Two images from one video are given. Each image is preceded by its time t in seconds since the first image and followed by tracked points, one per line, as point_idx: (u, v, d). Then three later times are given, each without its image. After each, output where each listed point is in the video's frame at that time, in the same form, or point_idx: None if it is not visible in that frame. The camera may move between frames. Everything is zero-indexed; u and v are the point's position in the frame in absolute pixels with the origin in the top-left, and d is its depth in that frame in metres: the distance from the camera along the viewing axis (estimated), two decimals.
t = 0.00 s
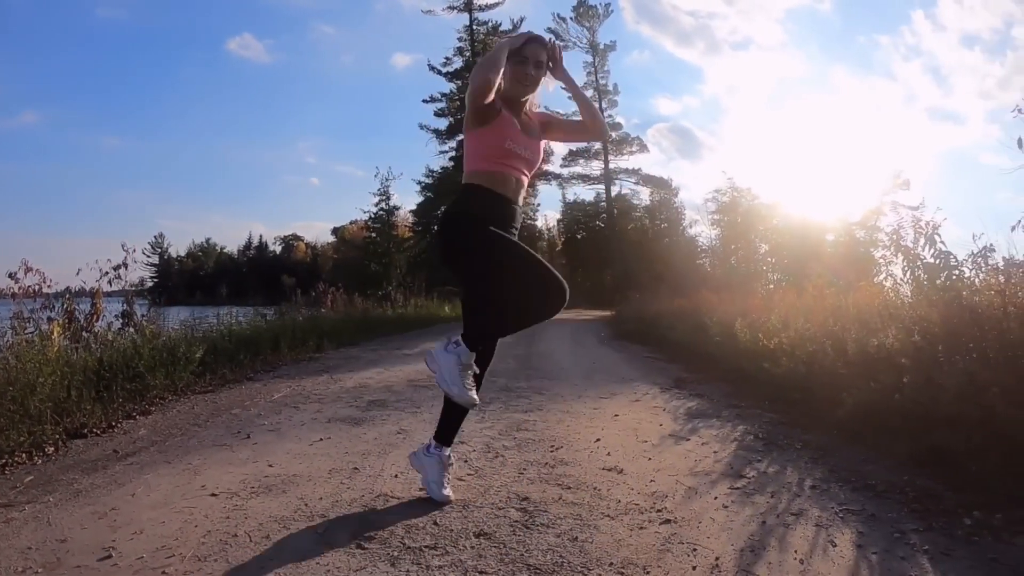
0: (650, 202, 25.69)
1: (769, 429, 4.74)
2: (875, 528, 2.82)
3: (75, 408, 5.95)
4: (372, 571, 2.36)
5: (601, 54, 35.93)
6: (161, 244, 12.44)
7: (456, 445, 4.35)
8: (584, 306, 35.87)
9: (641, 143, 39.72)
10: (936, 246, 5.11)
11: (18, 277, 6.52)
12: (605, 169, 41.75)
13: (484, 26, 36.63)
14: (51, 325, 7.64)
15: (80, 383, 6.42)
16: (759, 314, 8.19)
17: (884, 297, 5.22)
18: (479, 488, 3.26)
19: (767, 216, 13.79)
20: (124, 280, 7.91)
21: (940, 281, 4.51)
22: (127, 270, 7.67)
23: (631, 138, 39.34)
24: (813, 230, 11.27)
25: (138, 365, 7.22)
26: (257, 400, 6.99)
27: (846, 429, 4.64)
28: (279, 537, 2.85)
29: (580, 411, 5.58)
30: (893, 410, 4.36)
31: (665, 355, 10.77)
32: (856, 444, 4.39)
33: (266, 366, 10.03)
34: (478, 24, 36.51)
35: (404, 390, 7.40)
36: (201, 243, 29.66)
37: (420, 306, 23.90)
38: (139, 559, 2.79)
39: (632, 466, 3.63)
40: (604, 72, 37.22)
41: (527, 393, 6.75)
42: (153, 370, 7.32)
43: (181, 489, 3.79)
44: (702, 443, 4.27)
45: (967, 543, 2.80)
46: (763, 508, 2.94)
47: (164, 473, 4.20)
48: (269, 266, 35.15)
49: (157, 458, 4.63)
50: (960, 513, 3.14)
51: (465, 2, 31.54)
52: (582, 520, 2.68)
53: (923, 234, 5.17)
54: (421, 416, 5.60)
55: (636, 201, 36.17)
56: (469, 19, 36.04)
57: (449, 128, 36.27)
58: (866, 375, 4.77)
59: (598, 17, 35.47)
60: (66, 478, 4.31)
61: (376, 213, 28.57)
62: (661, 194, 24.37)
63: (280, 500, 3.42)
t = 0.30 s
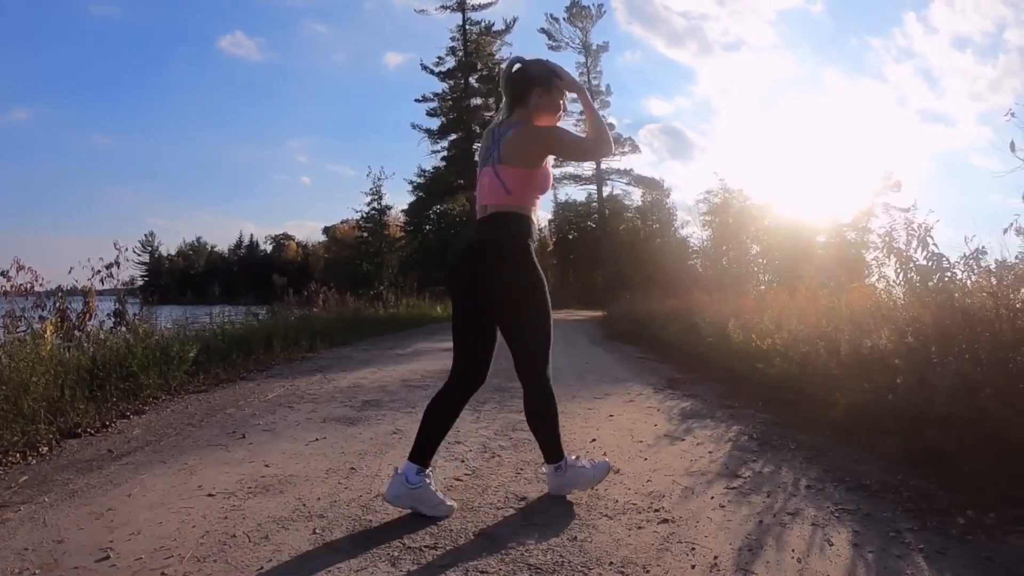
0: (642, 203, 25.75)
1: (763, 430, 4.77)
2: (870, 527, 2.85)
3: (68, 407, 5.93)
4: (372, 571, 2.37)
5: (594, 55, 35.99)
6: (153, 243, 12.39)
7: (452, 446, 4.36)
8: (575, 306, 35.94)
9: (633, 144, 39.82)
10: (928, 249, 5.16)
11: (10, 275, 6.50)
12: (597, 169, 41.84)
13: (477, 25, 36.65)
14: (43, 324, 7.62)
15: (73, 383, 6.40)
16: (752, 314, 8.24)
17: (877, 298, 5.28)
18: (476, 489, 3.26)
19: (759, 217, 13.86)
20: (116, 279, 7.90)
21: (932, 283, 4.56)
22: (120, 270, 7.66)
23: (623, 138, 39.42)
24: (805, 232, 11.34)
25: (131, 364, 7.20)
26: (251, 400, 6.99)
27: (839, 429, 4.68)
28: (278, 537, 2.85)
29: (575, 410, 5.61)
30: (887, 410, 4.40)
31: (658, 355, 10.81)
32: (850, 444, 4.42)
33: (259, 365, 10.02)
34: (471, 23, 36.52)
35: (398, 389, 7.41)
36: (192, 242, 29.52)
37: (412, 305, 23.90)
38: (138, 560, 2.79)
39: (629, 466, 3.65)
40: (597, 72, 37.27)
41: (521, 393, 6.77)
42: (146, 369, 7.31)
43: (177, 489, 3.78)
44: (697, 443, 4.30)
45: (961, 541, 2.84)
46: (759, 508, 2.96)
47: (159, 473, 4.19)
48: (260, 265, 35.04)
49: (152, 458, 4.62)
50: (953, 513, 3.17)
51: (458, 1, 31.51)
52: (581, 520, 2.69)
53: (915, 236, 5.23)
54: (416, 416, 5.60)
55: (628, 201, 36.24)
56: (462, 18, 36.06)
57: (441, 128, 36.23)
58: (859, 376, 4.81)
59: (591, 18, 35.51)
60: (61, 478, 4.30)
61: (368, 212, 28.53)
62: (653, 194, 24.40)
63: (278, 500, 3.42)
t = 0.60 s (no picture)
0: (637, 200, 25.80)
1: (764, 429, 4.81)
2: (873, 526, 2.89)
3: (67, 407, 5.92)
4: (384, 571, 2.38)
5: (588, 52, 36.02)
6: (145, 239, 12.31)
7: (456, 445, 4.39)
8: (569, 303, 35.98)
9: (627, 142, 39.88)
10: (925, 248, 5.21)
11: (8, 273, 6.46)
12: (591, 166, 41.88)
13: (472, 21, 36.64)
14: (41, 322, 7.61)
15: (71, 382, 6.39)
16: (750, 313, 8.29)
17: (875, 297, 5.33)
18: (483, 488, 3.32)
19: (754, 215, 13.92)
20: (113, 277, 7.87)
21: (931, 281, 4.61)
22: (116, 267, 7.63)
23: (618, 136, 39.47)
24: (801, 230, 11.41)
25: (129, 364, 7.19)
26: (250, 399, 6.99)
27: (839, 428, 4.73)
28: (286, 540, 2.87)
29: (576, 409, 5.64)
30: (886, 409, 4.45)
31: (654, 354, 10.85)
32: (850, 443, 4.46)
33: (256, 363, 10.01)
34: (466, 19, 36.50)
35: (397, 388, 7.43)
36: (185, 238, 29.40)
37: (407, 302, 23.89)
38: (146, 564, 2.80)
39: (633, 465, 3.68)
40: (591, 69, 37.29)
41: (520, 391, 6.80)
42: (144, 368, 7.30)
43: (182, 491, 3.80)
44: (699, 442, 4.34)
45: (962, 539, 2.88)
46: (764, 507, 2.99)
47: (162, 474, 4.20)
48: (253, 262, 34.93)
49: (154, 459, 4.63)
50: (953, 512, 3.21)
51: None
52: (589, 520, 2.71)
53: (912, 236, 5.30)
54: (418, 415, 5.63)
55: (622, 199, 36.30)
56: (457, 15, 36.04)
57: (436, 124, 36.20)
58: (858, 375, 4.86)
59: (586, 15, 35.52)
60: (64, 479, 4.30)
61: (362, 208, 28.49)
62: (646, 192, 24.37)
63: (285, 502, 3.44)
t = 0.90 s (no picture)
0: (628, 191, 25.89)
1: (770, 426, 4.91)
2: (887, 523, 2.99)
3: (69, 410, 5.94)
4: None
5: (578, 43, 36.01)
6: (131, 233, 12.31)
7: (468, 445, 4.45)
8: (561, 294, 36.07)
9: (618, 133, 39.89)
10: (925, 247, 5.34)
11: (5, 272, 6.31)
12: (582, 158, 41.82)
13: (461, 11, 36.55)
14: (37, 321, 7.69)
15: (72, 385, 6.39)
16: (748, 308, 8.39)
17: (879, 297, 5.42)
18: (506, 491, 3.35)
19: (746, 207, 14.04)
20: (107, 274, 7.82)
21: (932, 280, 4.78)
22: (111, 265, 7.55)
23: (609, 127, 39.46)
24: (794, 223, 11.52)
25: (129, 364, 7.19)
26: (252, 398, 7.02)
27: (843, 425, 4.82)
28: (312, 550, 2.93)
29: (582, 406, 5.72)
30: (890, 406, 4.55)
31: (652, 348, 10.94)
32: (855, 439, 4.56)
33: (252, 360, 10.02)
34: (456, 10, 36.41)
35: (400, 385, 7.48)
36: (174, 232, 29.21)
37: (398, 295, 23.89)
38: None
39: (647, 464, 3.75)
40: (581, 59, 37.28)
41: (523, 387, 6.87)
42: (143, 368, 7.30)
43: (198, 499, 3.84)
44: (708, 440, 4.42)
45: (972, 536, 2.99)
46: (780, 505, 3.08)
47: (175, 481, 4.23)
48: (242, 256, 34.77)
49: (163, 464, 4.66)
50: (961, 510, 3.31)
51: None
52: (614, 521, 2.78)
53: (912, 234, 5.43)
54: (425, 414, 5.69)
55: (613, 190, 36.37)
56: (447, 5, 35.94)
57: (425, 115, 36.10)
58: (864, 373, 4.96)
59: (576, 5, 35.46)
60: (73, 488, 4.32)
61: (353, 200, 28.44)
62: (637, 183, 24.44)
63: (305, 508, 3.50)
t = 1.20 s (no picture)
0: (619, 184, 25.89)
1: (778, 422, 4.94)
2: (906, 520, 3.02)
3: (69, 415, 5.90)
4: None
5: (569, 35, 35.95)
6: (121, 229, 12.19)
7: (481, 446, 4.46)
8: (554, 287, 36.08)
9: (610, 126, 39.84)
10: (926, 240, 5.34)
11: None
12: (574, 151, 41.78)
13: (451, 4, 36.43)
14: (33, 322, 7.71)
15: (71, 389, 6.34)
16: (749, 301, 8.42)
17: (884, 291, 5.43)
18: (525, 493, 3.29)
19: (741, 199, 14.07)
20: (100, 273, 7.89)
21: (934, 276, 4.76)
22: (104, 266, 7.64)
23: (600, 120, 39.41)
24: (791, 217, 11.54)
25: (128, 366, 7.13)
26: (255, 399, 7.00)
27: (852, 420, 4.86)
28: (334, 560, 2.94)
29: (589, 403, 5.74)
30: (899, 401, 4.58)
31: (651, 342, 10.97)
32: (864, 436, 4.60)
33: (250, 358, 9.99)
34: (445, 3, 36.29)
35: (403, 383, 7.48)
36: (163, 229, 29.01)
37: (391, 290, 23.84)
38: None
39: (663, 463, 3.77)
40: (572, 52, 37.22)
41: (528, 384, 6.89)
42: (142, 370, 7.26)
43: (209, 508, 3.83)
44: (719, 437, 4.44)
45: (988, 531, 3.03)
46: (799, 503, 3.10)
47: (183, 489, 4.22)
48: (232, 253, 34.62)
49: (170, 471, 4.65)
50: (976, 506, 3.35)
51: None
52: (638, 522, 2.80)
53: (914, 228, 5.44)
54: (432, 413, 5.69)
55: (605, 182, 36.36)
56: None
57: (416, 109, 35.99)
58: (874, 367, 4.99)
59: None
60: (79, 498, 4.29)
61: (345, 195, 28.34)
62: (629, 176, 24.45)
63: (322, 515, 3.51)
